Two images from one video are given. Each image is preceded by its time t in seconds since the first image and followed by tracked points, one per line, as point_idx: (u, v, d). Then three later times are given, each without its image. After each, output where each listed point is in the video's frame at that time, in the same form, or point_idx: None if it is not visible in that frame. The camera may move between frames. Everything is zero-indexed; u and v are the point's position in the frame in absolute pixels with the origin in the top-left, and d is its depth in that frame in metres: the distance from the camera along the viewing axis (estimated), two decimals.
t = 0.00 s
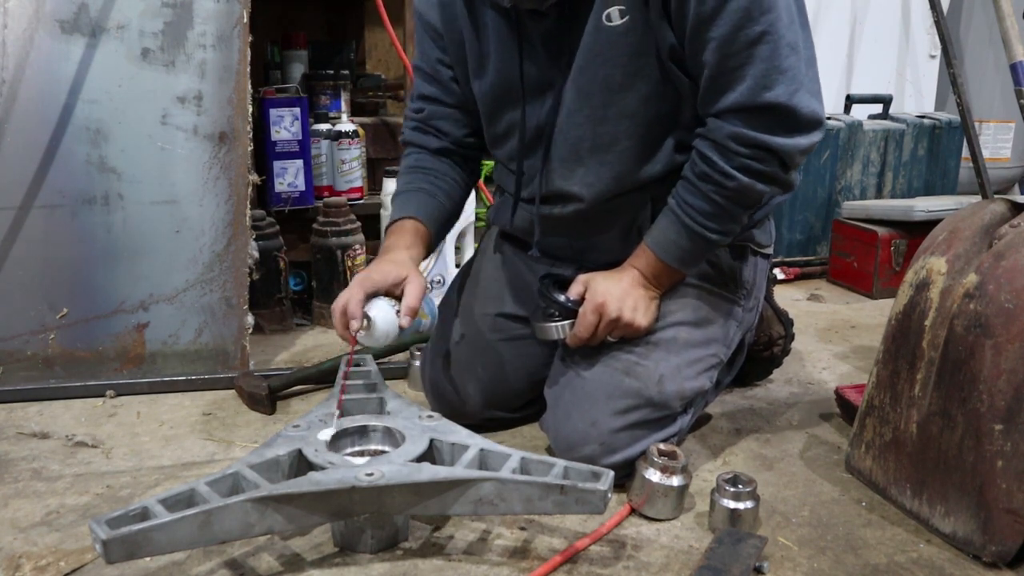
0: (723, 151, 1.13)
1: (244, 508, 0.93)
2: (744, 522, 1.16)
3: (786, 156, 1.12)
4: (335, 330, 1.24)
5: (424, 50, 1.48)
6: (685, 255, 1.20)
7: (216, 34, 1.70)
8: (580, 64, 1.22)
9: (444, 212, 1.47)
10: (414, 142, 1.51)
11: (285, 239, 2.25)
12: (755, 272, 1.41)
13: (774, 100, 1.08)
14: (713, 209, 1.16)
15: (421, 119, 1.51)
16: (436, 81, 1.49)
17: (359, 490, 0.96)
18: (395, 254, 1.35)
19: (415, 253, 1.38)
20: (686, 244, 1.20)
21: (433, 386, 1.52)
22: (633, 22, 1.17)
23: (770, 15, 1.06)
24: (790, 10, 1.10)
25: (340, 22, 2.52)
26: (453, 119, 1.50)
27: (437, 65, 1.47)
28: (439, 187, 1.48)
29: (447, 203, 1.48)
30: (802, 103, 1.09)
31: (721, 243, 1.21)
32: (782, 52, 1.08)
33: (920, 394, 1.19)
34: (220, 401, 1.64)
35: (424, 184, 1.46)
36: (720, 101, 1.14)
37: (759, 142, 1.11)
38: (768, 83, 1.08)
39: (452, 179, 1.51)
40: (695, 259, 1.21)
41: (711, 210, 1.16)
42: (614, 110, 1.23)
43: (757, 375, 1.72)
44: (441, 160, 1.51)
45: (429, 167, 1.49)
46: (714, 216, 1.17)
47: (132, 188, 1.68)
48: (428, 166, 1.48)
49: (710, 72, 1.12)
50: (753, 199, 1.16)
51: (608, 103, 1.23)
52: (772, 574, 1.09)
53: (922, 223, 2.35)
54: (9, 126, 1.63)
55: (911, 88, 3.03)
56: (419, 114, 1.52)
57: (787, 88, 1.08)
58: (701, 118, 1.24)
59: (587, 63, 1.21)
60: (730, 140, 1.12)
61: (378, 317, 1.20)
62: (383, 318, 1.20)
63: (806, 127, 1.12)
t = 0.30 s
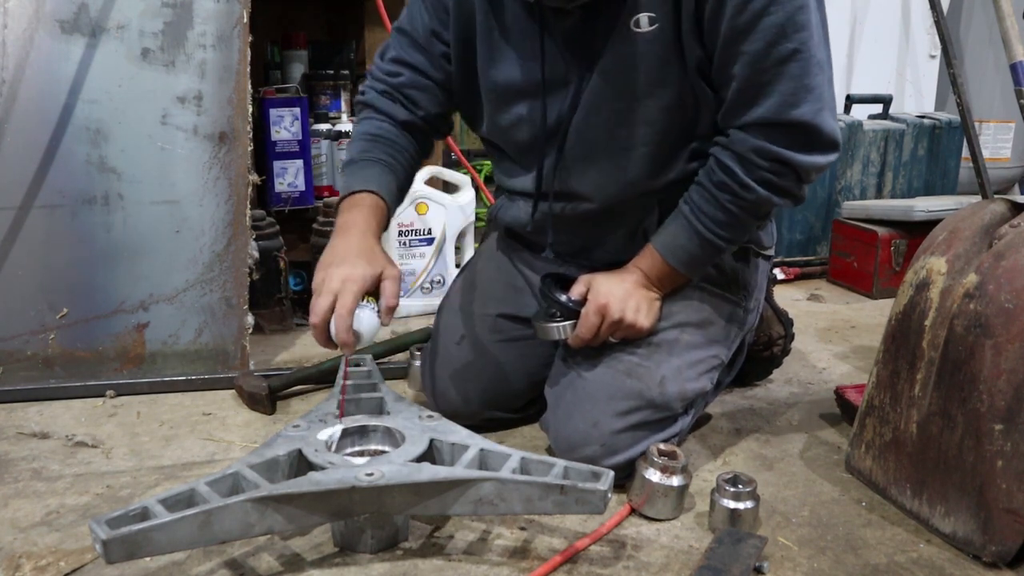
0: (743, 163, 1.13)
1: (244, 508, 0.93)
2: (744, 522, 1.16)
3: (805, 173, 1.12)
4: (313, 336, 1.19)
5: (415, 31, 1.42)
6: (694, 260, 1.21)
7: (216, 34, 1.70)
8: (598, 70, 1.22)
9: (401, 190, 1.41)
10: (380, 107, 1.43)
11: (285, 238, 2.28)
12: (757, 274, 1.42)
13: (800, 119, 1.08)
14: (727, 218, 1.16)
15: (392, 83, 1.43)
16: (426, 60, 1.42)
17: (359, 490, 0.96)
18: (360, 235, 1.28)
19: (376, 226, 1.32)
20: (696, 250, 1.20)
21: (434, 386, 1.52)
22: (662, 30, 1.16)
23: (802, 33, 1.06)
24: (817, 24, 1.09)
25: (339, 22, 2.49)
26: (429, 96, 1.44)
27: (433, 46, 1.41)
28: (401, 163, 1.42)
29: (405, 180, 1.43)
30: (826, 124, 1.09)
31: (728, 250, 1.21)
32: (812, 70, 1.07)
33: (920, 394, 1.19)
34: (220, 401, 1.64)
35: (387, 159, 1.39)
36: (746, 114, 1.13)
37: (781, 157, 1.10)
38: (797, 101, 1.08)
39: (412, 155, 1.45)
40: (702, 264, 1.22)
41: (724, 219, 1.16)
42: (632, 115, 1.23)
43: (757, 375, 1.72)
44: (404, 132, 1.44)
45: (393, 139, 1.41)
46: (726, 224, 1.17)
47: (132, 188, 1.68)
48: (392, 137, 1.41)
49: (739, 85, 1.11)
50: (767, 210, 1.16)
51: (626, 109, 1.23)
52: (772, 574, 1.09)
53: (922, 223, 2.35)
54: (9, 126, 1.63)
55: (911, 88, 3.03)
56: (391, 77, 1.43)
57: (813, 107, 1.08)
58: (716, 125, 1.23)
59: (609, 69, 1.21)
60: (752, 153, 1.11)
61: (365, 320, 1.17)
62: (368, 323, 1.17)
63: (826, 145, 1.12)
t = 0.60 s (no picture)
0: (754, 173, 1.13)
1: (243, 508, 0.93)
2: (744, 522, 1.16)
3: (813, 184, 1.13)
4: (299, 331, 1.19)
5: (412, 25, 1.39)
6: (698, 265, 1.22)
7: (216, 33, 1.70)
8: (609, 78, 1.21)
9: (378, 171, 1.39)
10: (361, 82, 1.40)
11: (286, 238, 2.28)
12: (758, 274, 1.41)
13: (814, 134, 1.08)
14: (734, 225, 1.17)
15: (378, 60, 1.40)
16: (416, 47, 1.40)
17: (359, 490, 0.96)
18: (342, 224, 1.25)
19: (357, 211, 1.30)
20: (701, 255, 1.21)
21: (434, 386, 1.52)
22: (680, 40, 1.16)
23: (821, 48, 1.04)
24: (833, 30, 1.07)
25: (340, 22, 2.50)
26: (413, 81, 1.43)
27: (427, 28, 1.37)
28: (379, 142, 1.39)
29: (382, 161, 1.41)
30: (838, 138, 1.09)
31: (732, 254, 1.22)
32: (829, 84, 1.06)
33: (920, 394, 1.19)
34: (220, 402, 1.64)
35: (364, 136, 1.36)
36: (761, 125, 1.12)
37: (793, 170, 1.10)
38: (812, 116, 1.07)
39: (388, 136, 1.43)
40: (705, 269, 1.23)
41: (732, 226, 1.17)
42: (643, 124, 1.22)
43: (756, 375, 1.72)
44: (380, 111, 1.42)
45: (371, 116, 1.39)
46: (732, 231, 1.17)
47: (132, 188, 1.68)
48: (370, 115, 1.38)
49: (753, 99, 1.10)
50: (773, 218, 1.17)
51: (636, 117, 1.22)
52: (772, 574, 1.09)
53: (922, 223, 2.35)
54: (9, 126, 1.63)
55: (911, 88, 3.02)
56: (377, 54, 1.40)
57: (827, 122, 1.08)
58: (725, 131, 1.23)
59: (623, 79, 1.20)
60: (764, 164, 1.11)
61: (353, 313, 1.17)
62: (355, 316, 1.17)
63: (835, 158, 1.12)
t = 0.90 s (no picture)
0: (755, 177, 1.12)
1: (243, 507, 0.93)
2: (744, 522, 1.16)
3: (815, 187, 1.13)
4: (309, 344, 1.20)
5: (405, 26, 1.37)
6: (698, 267, 1.22)
7: (216, 33, 1.70)
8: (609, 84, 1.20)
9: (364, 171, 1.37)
10: (345, 78, 1.37)
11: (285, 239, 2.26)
12: (757, 274, 1.41)
13: (816, 139, 1.08)
14: (734, 228, 1.17)
15: (365, 57, 1.37)
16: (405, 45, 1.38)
17: (359, 490, 0.96)
18: (329, 230, 1.24)
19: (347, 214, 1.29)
20: (701, 257, 1.21)
21: (434, 387, 1.52)
22: (680, 46, 1.15)
23: (821, 52, 1.04)
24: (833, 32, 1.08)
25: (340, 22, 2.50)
26: (399, 79, 1.41)
27: (418, 29, 1.37)
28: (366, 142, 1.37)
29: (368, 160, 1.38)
30: (839, 141, 1.09)
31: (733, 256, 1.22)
32: (830, 88, 1.06)
33: (920, 394, 1.19)
34: (220, 402, 1.64)
35: (353, 135, 1.34)
36: (763, 129, 1.11)
37: (794, 173, 1.10)
38: (815, 121, 1.07)
39: (374, 134, 1.40)
40: (705, 271, 1.23)
41: (733, 229, 1.17)
42: (645, 130, 1.22)
43: (756, 375, 1.72)
44: (366, 108, 1.40)
45: (358, 115, 1.37)
46: (733, 234, 1.17)
47: (133, 188, 1.68)
48: (357, 113, 1.36)
49: (754, 104, 1.10)
50: (774, 221, 1.17)
51: (637, 123, 1.22)
52: (773, 574, 1.09)
53: (922, 223, 2.35)
54: (9, 126, 1.63)
55: (911, 88, 3.02)
56: (363, 51, 1.38)
57: (828, 125, 1.08)
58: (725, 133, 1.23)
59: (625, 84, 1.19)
60: (766, 168, 1.11)
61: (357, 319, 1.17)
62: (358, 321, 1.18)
63: (838, 161, 1.12)
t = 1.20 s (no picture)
0: (749, 173, 1.12)
1: (243, 507, 0.93)
2: (744, 522, 1.16)
3: (811, 182, 1.12)
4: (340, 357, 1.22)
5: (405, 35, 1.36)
6: (696, 265, 1.21)
7: (216, 33, 1.70)
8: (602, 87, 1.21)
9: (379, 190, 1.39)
10: (353, 100, 1.38)
11: (285, 239, 2.26)
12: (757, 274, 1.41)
13: (808, 132, 1.07)
14: (731, 225, 1.16)
15: (370, 79, 1.38)
16: (408, 62, 1.38)
17: (359, 490, 0.96)
18: (337, 240, 1.27)
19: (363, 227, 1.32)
20: (698, 255, 1.20)
21: (435, 386, 1.52)
22: (667, 44, 1.15)
23: (810, 45, 1.04)
24: (821, 26, 1.08)
25: (339, 22, 2.50)
26: (404, 96, 1.40)
27: (417, 47, 1.36)
28: (379, 161, 1.38)
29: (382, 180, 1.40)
30: (832, 135, 1.09)
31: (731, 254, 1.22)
32: (821, 80, 1.06)
33: (920, 394, 1.19)
34: (220, 402, 1.64)
35: (363, 156, 1.35)
36: (754, 124, 1.11)
37: (787, 168, 1.10)
38: (806, 114, 1.07)
39: (386, 150, 1.41)
40: (704, 269, 1.22)
41: (730, 226, 1.16)
42: (639, 131, 1.23)
43: (756, 375, 1.72)
44: (377, 127, 1.41)
45: (368, 135, 1.38)
46: (730, 232, 1.17)
47: (133, 188, 1.68)
48: (367, 132, 1.37)
49: (744, 99, 1.10)
50: (771, 218, 1.17)
51: (632, 124, 1.22)
52: (773, 574, 1.09)
53: (922, 223, 2.35)
54: (9, 126, 1.63)
55: (911, 88, 3.03)
56: (368, 73, 1.38)
57: (821, 119, 1.07)
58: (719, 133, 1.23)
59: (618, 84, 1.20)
60: (759, 164, 1.11)
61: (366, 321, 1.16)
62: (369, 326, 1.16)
63: (833, 155, 1.12)
